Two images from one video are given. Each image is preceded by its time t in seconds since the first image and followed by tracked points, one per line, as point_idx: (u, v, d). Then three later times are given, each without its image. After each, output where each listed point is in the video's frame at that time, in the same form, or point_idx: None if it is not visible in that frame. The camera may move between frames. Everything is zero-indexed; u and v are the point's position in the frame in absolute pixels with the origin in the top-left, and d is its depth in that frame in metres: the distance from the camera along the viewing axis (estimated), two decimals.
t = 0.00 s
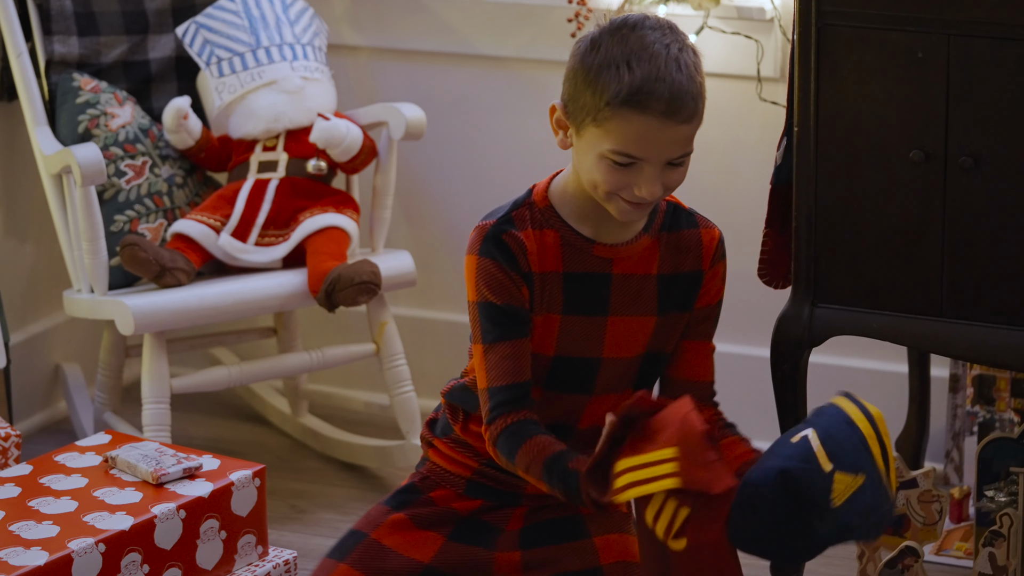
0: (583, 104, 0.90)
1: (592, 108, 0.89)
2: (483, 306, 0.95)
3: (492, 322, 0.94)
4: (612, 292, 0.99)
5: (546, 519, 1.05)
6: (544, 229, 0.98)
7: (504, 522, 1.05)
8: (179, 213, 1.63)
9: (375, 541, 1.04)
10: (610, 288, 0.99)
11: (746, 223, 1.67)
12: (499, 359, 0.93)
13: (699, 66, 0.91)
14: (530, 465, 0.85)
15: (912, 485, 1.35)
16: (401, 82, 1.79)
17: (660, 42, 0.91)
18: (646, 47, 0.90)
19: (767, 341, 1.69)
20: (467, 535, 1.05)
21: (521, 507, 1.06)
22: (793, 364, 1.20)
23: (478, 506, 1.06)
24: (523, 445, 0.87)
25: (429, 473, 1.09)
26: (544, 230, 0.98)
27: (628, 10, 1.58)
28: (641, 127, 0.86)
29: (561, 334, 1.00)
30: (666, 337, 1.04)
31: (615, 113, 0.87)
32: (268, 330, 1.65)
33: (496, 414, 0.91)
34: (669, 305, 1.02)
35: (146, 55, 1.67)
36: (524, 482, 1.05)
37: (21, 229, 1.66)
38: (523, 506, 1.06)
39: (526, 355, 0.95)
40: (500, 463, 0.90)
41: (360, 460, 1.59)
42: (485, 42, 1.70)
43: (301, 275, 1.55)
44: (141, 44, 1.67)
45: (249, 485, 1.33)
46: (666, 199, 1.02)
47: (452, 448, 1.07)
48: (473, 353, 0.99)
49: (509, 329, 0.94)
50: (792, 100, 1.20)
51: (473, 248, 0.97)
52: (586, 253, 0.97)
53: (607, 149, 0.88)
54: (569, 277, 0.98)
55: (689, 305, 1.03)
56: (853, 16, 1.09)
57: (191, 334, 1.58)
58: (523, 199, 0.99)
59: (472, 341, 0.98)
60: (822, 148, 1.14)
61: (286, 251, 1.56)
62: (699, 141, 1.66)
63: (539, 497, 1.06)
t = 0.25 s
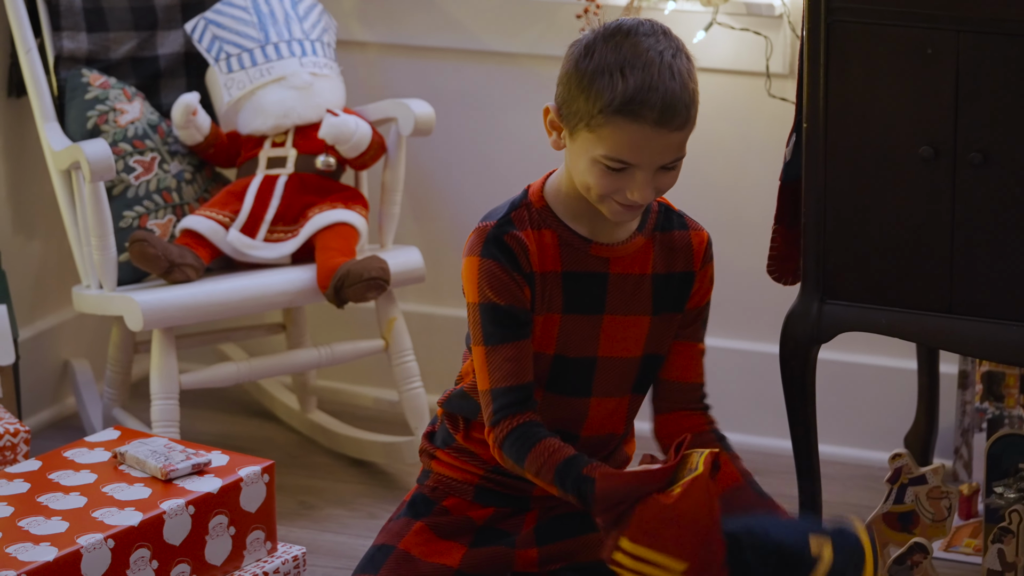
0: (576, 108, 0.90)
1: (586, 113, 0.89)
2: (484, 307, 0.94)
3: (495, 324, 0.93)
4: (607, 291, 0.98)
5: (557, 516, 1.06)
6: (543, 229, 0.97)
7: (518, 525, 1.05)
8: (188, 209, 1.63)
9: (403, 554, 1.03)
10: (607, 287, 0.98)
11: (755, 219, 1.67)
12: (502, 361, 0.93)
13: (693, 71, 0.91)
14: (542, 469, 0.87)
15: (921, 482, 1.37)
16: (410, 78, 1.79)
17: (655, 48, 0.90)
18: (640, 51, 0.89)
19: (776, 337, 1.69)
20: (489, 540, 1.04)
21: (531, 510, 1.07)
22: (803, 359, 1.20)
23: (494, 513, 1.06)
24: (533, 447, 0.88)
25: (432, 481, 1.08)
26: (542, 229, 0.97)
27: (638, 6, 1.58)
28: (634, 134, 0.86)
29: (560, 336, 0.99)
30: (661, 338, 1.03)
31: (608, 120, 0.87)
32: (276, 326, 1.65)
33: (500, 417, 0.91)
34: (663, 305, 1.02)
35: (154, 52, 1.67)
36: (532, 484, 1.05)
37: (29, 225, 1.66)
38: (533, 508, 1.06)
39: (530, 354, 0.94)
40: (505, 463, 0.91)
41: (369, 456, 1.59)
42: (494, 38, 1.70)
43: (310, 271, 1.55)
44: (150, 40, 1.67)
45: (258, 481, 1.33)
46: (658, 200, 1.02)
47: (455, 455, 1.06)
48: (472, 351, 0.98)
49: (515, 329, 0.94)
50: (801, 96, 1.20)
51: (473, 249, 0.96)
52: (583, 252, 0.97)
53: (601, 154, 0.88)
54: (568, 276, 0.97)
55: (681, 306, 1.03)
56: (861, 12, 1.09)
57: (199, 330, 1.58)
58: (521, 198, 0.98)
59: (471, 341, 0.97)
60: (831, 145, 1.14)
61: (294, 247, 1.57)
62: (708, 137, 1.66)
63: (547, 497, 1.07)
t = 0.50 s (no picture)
0: (590, 114, 0.89)
1: (600, 119, 0.88)
2: (494, 285, 0.93)
3: (501, 300, 0.93)
4: (612, 291, 0.98)
5: (552, 514, 1.06)
6: (557, 219, 0.97)
7: (509, 520, 1.06)
8: (195, 206, 1.63)
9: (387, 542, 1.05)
10: (612, 287, 0.98)
11: (763, 217, 1.67)
12: (506, 339, 0.91)
13: (708, 78, 0.89)
14: (544, 446, 0.85)
15: (930, 480, 1.36)
16: (418, 75, 1.79)
17: (670, 54, 0.88)
18: (656, 57, 0.88)
19: (784, 335, 1.70)
20: (477, 532, 1.05)
21: (524, 504, 1.07)
22: (812, 357, 1.20)
23: (483, 505, 1.06)
24: (534, 427, 0.86)
25: (428, 470, 1.10)
26: (557, 220, 0.97)
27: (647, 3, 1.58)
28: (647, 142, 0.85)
29: (559, 326, 0.99)
30: (667, 347, 1.02)
31: (621, 127, 0.86)
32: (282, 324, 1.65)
33: (501, 395, 0.89)
34: (669, 315, 1.01)
35: (162, 49, 1.67)
36: (521, 479, 1.05)
37: (37, 222, 1.67)
38: (525, 503, 1.07)
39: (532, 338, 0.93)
40: (503, 444, 0.88)
41: (377, 454, 1.59)
42: (502, 36, 1.70)
43: (317, 269, 1.55)
44: (157, 38, 1.67)
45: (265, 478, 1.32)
46: (674, 209, 1.01)
47: (449, 446, 1.07)
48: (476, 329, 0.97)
49: (518, 310, 0.92)
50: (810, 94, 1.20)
51: (488, 227, 0.96)
52: (593, 249, 0.97)
53: (613, 159, 0.87)
54: (575, 270, 0.97)
55: (690, 318, 1.02)
56: (871, 10, 1.08)
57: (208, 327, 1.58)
58: (539, 188, 0.98)
59: (475, 321, 0.96)
60: (840, 142, 1.14)
61: (302, 245, 1.57)
62: (716, 135, 1.66)
63: (539, 492, 1.07)
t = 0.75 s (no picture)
0: (590, 99, 0.91)
1: (599, 104, 0.90)
2: (499, 273, 0.94)
3: (507, 289, 0.94)
4: (621, 279, 0.99)
5: (557, 509, 1.06)
6: (562, 210, 0.98)
7: (514, 514, 1.06)
8: (198, 204, 1.63)
9: (388, 535, 1.06)
10: (621, 276, 0.99)
11: (765, 214, 1.67)
12: (511, 326, 0.93)
13: (705, 64, 0.91)
14: (542, 416, 0.88)
15: (932, 478, 1.37)
16: (421, 74, 1.79)
17: (668, 39, 0.90)
18: (653, 43, 0.90)
19: (787, 333, 1.70)
20: (479, 527, 1.06)
21: (530, 498, 1.07)
22: (814, 356, 1.20)
23: (488, 497, 1.07)
24: (529, 399, 0.89)
25: (436, 466, 1.11)
26: (562, 211, 0.98)
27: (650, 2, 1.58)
28: (645, 125, 0.87)
29: (569, 317, 1.00)
30: (673, 331, 1.04)
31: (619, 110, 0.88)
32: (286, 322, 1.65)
33: (502, 377, 0.92)
34: (676, 299, 1.03)
35: (165, 47, 1.66)
36: (528, 473, 1.05)
37: (40, 220, 1.67)
38: (531, 498, 1.06)
39: (534, 323, 0.95)
40: (502, 425, 0.91)
41: (380, 452, 1.59)
42: (505, 34, 1.70)
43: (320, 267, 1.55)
44: (160, 36, 1.66)
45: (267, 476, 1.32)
46: (675, 197, 1.03)
47: (457, 441, 1.08)
48: (479, 324, 0.98)
49: (521, 296, 0.94)
50: (814, 91, 1.20)
51: (495, 219, 0.96)
52: (601, 238, 0.98)
53: (612, 144, 0.89)
54: (583, 260, 0.98)
55: (695, 301, 1.04)
56: (875, 8, 1.08)
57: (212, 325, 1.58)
58: (544, 181, 1.00)
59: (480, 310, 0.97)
60: (843, 140, 1.14)
61: (305, 243, 1.57)
62: (719, 133, 1.67)
63: (546, 487, 1.06)
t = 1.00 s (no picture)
0: (564, 81, 0.94)
1: (572, 84, 0.93)
2: (481, 255, 0.96)
3: (488, 271, 0.96)
4: (611, 265, 1.00)
5: (565, 504, 1.06)
6: (549, 197, 0.99)
7: (521, 511, 1.06)
8: (202, 201, 1.63)
9: (401, 536, 1.06)
10: (612, 262, 1.00)
11: (768, 211, 1.68)
12: (488, 303, 0.95)
13: (676, 40, 0.93)
14: (497, 382, 0.90)
15: (935, 475, 1.36)
16: (424, 70, 1.79)
17: (635, 17, 0.93)
18: (623, 22, 0.92)
19: (790, 329, 1.70)
20: (489, 525, 1.06)
21: (537, 494, 1.07)
22: (816, 352, 1.20)
23: (495, 495, 1.06)
24: (491, 367, 0.91)
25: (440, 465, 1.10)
26: (548, 198, 0.99)
27: None
28: (615, 102, 0.89)
29: (561, 302, 1.01)
30: (667, 317, 1.05)
31: (590, 88, 0.90)
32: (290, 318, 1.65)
33: (474, 349, 0.94)
34: (669, 286, 1.03)
35: (168, 44, 1.67)
36: (534, 468, 1.05)
37: (44, 217, 1.67)
38: (537, 493, 1.06)
39: (513, 304, 0.96)
40: (467, 398, 0.93)
41: (383, 449, 1.59)
42: (509, 31, 1.70)
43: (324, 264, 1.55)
44: (163, 32, 1.66)
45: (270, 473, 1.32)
46: (665, 184, 1.04)
47: (461, 439, 1.07)
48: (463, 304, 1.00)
49: (501, 276, 0.96)
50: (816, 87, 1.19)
51: (479, 205, 0.98)
52: (590, 224, 0.99)
53: (588, 122, 0.91)
54: (572, 245, 0.99)
55: (686, 286, 1.04)
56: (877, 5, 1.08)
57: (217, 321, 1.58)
58: (532, 169, 1.01)
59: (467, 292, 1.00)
60: (846, 136, 1.14)
61: (308, 240, 1.57)
62: (722, 129, 1.67)
63: (552, 482, 1.06)
